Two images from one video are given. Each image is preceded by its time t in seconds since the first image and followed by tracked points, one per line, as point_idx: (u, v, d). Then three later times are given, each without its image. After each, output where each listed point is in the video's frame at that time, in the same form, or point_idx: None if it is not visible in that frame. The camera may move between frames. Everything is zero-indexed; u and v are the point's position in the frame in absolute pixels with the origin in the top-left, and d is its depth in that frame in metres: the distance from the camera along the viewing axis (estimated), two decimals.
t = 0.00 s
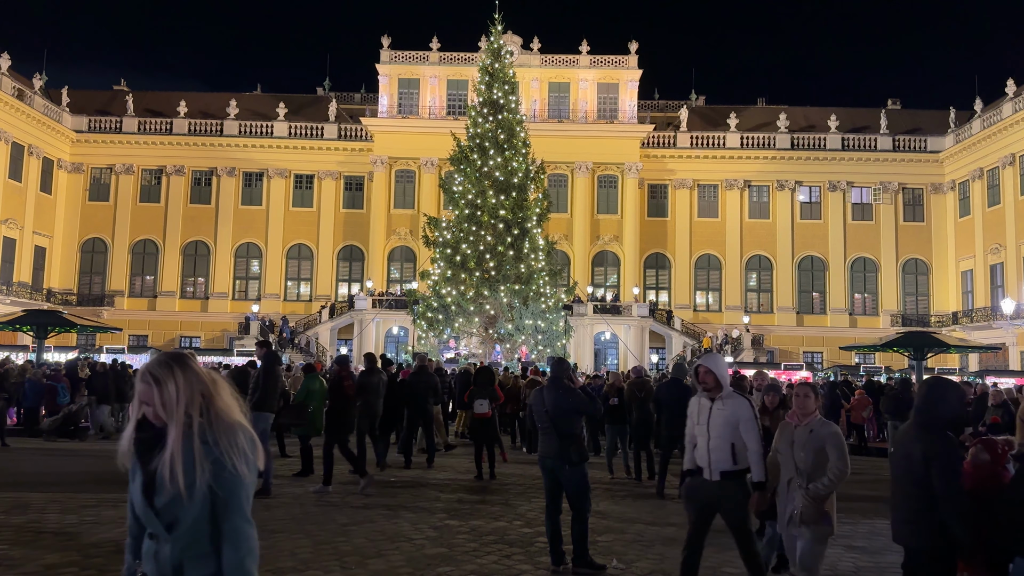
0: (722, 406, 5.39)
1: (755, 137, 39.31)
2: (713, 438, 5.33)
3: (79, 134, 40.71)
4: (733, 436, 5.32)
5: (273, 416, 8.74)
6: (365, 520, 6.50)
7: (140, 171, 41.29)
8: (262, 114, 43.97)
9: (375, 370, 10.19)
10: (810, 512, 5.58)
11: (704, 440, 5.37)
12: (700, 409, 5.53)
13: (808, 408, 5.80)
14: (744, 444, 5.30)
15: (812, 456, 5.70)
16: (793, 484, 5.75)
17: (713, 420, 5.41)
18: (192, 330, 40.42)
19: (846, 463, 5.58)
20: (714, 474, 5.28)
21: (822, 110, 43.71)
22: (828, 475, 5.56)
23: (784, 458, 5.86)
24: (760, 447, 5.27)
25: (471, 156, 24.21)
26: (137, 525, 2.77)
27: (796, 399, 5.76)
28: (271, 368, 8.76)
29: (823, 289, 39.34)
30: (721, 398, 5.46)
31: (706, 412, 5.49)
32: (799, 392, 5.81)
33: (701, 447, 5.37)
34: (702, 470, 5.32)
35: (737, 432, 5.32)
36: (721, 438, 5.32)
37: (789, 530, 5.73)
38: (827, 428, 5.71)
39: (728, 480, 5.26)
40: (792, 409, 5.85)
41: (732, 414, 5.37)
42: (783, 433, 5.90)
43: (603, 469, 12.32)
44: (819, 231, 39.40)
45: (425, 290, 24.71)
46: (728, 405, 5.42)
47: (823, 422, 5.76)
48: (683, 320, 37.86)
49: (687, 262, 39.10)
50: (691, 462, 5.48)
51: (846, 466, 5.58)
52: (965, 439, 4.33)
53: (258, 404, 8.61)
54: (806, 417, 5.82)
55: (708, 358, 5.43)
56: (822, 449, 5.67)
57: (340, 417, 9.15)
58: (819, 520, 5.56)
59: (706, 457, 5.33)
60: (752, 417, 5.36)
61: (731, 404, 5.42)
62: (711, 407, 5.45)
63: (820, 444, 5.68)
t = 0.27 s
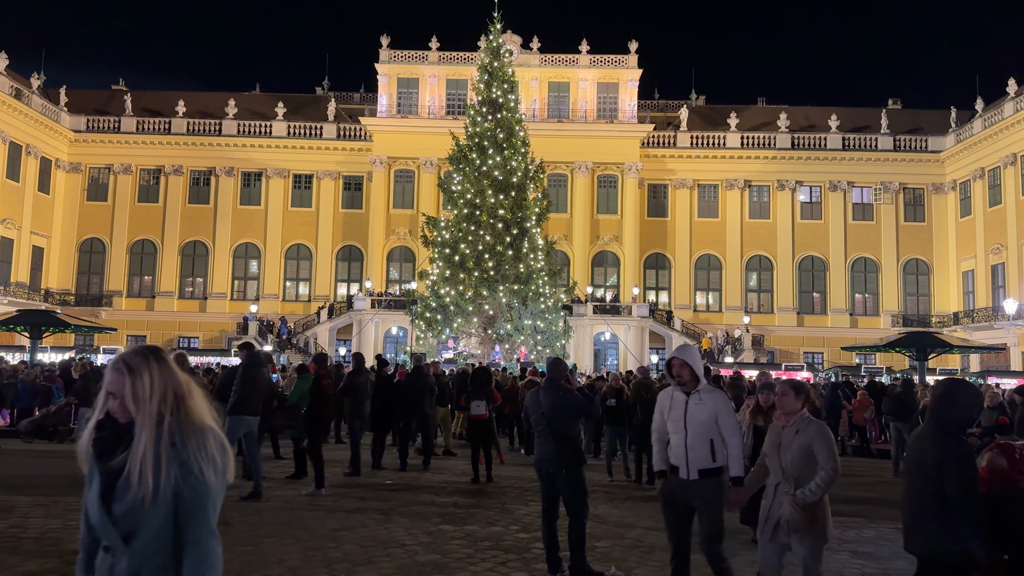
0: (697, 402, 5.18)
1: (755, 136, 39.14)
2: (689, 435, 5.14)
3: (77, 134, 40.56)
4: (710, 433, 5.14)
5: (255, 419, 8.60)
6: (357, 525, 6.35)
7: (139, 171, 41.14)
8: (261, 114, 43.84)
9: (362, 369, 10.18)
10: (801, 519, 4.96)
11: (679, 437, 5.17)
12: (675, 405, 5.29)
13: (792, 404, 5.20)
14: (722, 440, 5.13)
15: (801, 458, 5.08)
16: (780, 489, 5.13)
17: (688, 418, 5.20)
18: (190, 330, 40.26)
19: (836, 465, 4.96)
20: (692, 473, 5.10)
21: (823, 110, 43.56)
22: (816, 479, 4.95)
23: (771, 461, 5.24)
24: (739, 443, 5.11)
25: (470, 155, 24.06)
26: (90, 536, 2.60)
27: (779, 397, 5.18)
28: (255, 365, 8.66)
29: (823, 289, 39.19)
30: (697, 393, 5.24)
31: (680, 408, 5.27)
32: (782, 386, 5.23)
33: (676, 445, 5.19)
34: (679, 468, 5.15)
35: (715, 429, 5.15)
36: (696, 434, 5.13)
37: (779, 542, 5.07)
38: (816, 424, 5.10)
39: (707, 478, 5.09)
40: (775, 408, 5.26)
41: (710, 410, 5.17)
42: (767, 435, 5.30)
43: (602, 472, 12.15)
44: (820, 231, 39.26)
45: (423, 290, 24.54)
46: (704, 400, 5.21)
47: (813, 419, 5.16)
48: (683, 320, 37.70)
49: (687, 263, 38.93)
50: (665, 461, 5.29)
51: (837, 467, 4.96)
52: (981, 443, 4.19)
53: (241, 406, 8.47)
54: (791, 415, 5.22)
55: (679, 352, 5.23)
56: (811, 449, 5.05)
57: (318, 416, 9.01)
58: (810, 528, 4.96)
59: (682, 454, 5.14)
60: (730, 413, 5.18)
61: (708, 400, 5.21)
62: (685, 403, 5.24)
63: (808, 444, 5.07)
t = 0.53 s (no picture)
0: (678, 411, 5.03)
1: (756, 137, 39.00)
2: (673, 444, 5.00)
3: (76, 135, 40.43)
4: (694, 441, 5.00)
5: (234, 421, 8.48)
6: (349, 533, 6.20)
7: (137, 171, 41.02)
8: (260, 114, 43.72)
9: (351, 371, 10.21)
10: (783, 539, 4.52)
11: (663, 447, 5.04)
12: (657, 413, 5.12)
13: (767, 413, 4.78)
14: (706, 448, 4.99)
15: (782, 472, 4.64)
16: (760, 506, 4.68)
17: (672, 425, 5.04)
18: (189, 331, 40.13)
19: (819, 477, 4.58)
20: (676, 483, 4.97)
21: (824, 110, 43.42)
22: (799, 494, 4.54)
23: (748, 475, 4.81)
24: (724, 450, 4.97)
25: (469, 156, 23.92)
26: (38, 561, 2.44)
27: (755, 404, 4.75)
28: (227, 368, 8.59)
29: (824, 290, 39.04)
30: (681, 399, 5.07)
31: (662, 416, 5.10)
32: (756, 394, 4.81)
33: (659, 454, 5.05)
34: (662, 479, 5.03)
35: (700, 436, 5.00)
36: (680, 443, 4.99)
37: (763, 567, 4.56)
38: (795, 435, 4.69)
39: (690, 488, 4.95)
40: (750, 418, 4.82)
41: (694, 417, 5.02)
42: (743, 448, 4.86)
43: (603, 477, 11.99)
44: (821, 232, 39.12)
45: (422, 291, 24.42)
46: (688, 407, 5.04)
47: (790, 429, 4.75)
48: (683, 321, 37.54)
49: (688, 263, 38.76)
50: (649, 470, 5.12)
51: (821, 480, 4.57)
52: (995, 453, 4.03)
53: (216, 408, 8.36)
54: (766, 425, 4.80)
55: (663, 356, 5.02)
56: (790, 462, 4.63)
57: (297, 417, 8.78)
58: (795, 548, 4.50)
59: (665, 463, 5.02)
60: (715, 418, 5.03)
61: (692, 406, 5.05)
62: (668, 410, 5.08)
63: (788, 455, 4.65)
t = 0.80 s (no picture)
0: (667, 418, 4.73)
1: (758, 137, 38.85)
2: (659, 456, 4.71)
3: (76, 135, 40.33)
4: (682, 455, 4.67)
5: (213, 422, 8.27)
6: (345, 539, 6.05)
7: (137, 172, 40.89)
8: (260, 114, 43.62)
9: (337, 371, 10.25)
10: (757, 544, 4.44)
11: (649, 457, 4.77)
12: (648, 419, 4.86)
13: (750, 414, 4.73)
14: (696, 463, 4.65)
15: (762, 474, 4.58)
16: (735, 510, 4.61)
17: (660, 436, 4.74)
18: (189, 332, 40.00)
19: (800, 481, 4.49)
20: (659, 498, 4.66)
21: (826, 110, 43.28)
22: (778, 496, 4.45)
23: (726, 479, 4.75)
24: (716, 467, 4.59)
25: (469, 156, 23.81)
26: None
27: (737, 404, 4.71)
28: (205, 367, 8.40)
29: (826, 291, 38.89)
30: (671, 409, 4.76)
31: (653, 423, 4.83)
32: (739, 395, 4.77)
33: (646, 466, 4.77)
34: (647, 492, 4.73)
35: (690, 450, 4.67)
36: (667, 456, 4.68)
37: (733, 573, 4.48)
38: (777, 436, 4.64)
39: (674, 505, 4.64)
40: (731, 419, 4.78)
41: (684, 429, 4.69)
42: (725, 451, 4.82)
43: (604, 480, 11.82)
44: (823, 232, 38.96)
45: (423, 291, 24.30)
46: (679, 418, 4.72)
47: (772, 430, 4.69)
48: (685, 322, 37.39)
49: (690, 264, 38.61)
50: (637, 481, 4.91)
51: (801, 483, 4.49)
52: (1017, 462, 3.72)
53: (193, 411, 8.15)
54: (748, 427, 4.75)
55: (654, 360, 4.77)
56: (771, 464, 4.57)
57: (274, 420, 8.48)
58: (769, 555, 4.41)
59: (650, 476, 4.72)
60: (709, 432, 4.67)
61: (683, 417, 4.72)
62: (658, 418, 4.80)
63: (768, 457, 4.59)
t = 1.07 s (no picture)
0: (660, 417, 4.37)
1: (760, 137, 38.73)
2: (649, 458, 4.37)
3: (77, 136, 40.27)
4: (673, 458, 4.32)
5: (199, 424, 8.24)
6: (342, 545, 5.94)
7: (138, 172, 40.81)
8: (261, 115, 43.54)
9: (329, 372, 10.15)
10: (748, 553, 4.37)
11: (639, 459, 4.42)
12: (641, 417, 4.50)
13: (741, 416, 4.56)
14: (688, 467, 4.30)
15: (753, 480, 4.41)
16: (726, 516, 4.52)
17: (651, 436, 4.40)
18: (190, 333, 39.88)
19: (794, 485, 4.32)
20: (647, 503, 4.32)
21: (828, 110, 43.14)
22: (770, 503, 4.30)
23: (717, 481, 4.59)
24: (709, 472, 4.24)
25: (470, 155, 23.69)
26: None
27: (727, 406, 4.54)
28: (191, 368, 8.39)
29: (828, 291, 38.75)
30: (663, 408, 4.40)
31: (646, 422, 4.48)
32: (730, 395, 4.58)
33: (637, 468, 4.44)
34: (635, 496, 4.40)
35: (682, 453, 4.31)
36: (657, 459, 4.34)
37: None
38: (769, 439, 4.46)
39: (663, 513, 4.28)
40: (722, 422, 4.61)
41: (677, 430, 4.31)
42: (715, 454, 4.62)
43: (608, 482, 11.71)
44: (825, 233, 38.82)
45: (423, 291, 24.19)
46: (670, 417, 4.35)
47: (764, 432, 4.52)
48: (687, 322, 37.26)
49: (691, 264, 38.48)
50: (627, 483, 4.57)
51: (795, 488, 4.32)
52: None
53: (179, 411, 8.11)
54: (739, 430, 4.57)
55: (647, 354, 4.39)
56: (762, 468, 4.41)
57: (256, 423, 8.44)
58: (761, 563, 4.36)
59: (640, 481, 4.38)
60: (703, 434, 4.28)
61: (675, 416, 4.34)
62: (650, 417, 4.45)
63: (758, 462, 4.43)
